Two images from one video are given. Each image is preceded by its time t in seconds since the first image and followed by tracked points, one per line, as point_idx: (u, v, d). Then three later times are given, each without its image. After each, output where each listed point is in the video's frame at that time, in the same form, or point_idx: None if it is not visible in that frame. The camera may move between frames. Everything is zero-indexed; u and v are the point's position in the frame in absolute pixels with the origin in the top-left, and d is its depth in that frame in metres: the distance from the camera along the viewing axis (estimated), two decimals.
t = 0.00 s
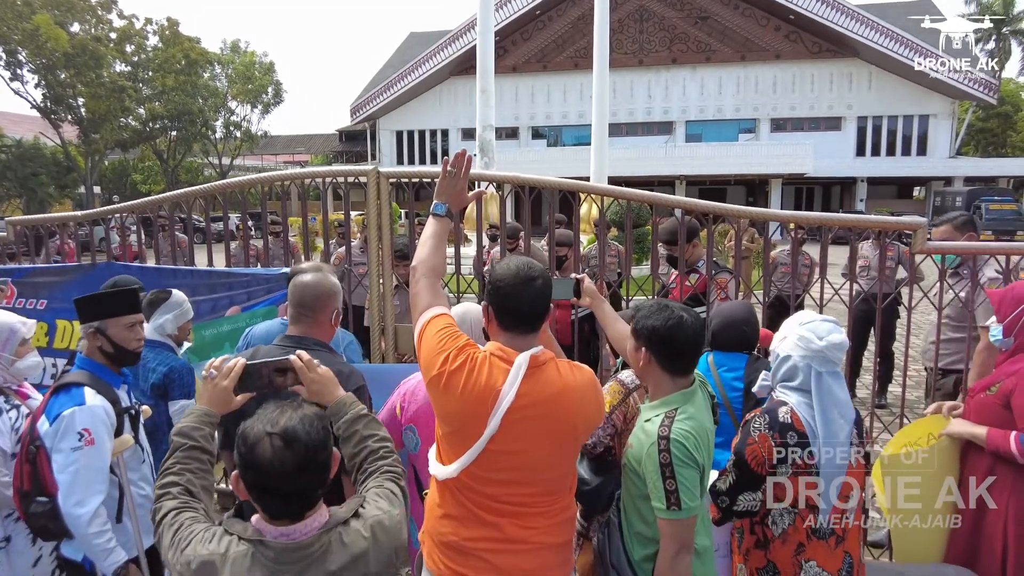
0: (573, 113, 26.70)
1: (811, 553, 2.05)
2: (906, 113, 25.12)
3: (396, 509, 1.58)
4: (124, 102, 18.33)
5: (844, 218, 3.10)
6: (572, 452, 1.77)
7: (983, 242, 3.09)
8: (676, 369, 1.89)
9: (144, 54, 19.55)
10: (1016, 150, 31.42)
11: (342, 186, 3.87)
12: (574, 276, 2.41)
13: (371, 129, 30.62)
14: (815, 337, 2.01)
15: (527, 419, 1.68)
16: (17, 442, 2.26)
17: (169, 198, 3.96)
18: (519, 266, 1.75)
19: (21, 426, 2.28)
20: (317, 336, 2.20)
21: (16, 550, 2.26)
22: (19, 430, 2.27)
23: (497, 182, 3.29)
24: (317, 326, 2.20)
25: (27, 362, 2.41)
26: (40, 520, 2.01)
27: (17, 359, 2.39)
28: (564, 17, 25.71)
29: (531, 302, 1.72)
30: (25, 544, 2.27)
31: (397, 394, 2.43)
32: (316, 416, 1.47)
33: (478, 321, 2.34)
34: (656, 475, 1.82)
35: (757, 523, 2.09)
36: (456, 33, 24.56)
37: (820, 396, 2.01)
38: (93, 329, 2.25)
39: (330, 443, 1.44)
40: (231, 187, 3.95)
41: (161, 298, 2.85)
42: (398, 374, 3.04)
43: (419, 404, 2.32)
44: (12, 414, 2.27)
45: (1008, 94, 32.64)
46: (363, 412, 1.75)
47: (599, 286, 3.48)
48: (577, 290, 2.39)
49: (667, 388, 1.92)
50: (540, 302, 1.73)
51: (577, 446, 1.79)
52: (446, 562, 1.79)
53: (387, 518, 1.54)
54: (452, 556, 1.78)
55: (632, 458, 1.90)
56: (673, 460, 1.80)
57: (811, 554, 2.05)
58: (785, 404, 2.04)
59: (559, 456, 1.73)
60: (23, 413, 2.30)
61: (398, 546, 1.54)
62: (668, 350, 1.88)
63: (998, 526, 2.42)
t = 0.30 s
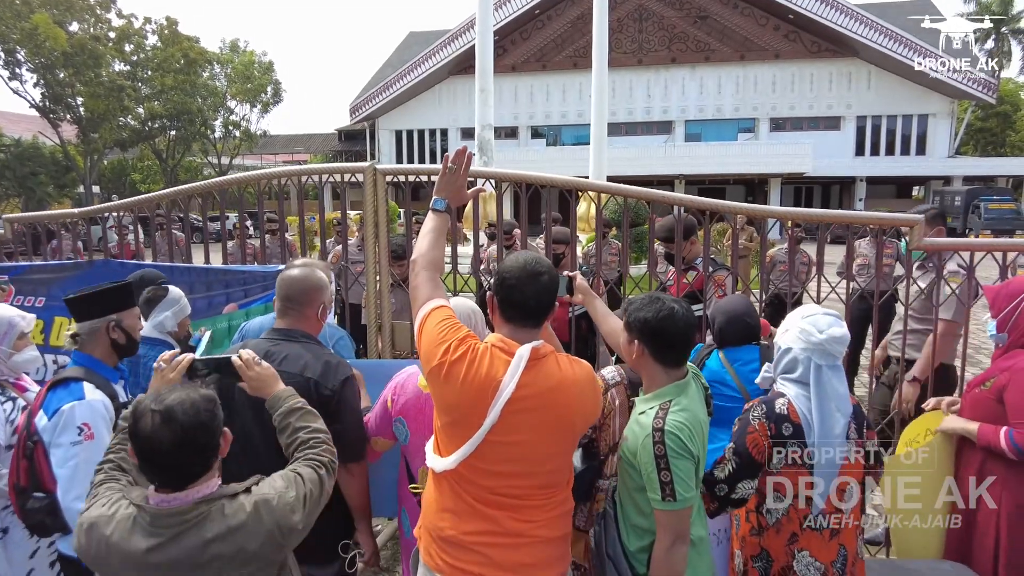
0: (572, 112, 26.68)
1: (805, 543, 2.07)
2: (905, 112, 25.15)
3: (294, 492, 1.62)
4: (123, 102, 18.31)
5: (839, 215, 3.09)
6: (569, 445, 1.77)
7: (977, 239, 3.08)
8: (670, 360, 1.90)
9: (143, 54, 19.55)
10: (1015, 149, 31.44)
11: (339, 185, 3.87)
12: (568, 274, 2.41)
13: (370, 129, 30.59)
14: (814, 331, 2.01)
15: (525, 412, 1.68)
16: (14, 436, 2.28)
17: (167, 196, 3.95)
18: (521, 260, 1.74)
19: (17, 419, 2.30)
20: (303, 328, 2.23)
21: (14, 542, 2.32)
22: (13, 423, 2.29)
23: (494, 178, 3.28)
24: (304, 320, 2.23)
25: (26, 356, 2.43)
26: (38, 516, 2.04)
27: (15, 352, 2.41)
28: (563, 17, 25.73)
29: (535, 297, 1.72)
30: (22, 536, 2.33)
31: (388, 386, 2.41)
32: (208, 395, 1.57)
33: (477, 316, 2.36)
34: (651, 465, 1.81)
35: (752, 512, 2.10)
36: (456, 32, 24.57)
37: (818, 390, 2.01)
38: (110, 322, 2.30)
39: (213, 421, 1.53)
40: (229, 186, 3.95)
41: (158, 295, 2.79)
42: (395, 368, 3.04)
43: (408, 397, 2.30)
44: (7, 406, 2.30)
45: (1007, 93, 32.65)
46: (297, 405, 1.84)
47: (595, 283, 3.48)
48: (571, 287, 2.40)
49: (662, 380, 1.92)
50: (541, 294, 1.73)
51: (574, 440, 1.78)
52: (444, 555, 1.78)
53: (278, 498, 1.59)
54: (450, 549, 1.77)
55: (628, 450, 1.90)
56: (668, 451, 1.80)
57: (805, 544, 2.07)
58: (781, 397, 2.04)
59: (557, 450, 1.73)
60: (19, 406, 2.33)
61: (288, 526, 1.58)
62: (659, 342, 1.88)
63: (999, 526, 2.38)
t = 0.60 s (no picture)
0: (573, 112, 26.68)
1: (797, 541, 2.05)
2: (906, 112, 25.14)
3: (227, 470, 1.68)
4: (124, 102, 18.32)
5: (836, 214, 3.09)
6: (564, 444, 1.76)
7: (974, 238, 3.07)
8: (667, 361, 1.90)
9: (143, 53, 19.52)
10: (1016, 149, 31.41)
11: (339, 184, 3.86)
12: (565, 274, 2.41)
13: (371, 128, 30.60)
14: (807, 330, 2.00)
15: (521, 413, 1.68)
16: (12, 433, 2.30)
17: (164, 196, 3.94)
18: (512, 261, 1.74)
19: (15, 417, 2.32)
20: (293, 328, 2.23)
21: (12, 538, 2.33)
22: (13, 420, 2.30)
23: (494, 178, 3.28)
24: (295, 320, 2.23)
25: (26, 353, 2.44)
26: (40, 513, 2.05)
27: (15, 349, 2.42)
28: (564, 16, 25.73)
29: (527, 298, 1.71)
30: (18, 532, 2.35)
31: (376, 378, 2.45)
32: (146, 371, 1.70)
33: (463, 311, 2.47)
34: (649, 466, 1.81)
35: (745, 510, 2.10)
36: (456, 32, 24.58)
37: (812, 389, 1.99)
38: (107, 321, 2.33)
39: (143, 395, 1.65)
40: (228, 186, 3.94)
41: (154, 296, 2.72)
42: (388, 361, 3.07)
43: (391, 388, 2.35)
44: (8, 403, 2.32)
45: (1008, 93, 32.61)
46: (255, 392, 1.90)
47: (592, 283, 3.47)
48: (568, 288, 2.40)
49: (659, 382, 1.92)
50: (533, 295, 1.72)
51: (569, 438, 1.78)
52: (443, 555, 1.77)
53: (206, 473, 1.66)
54: (448, 549, 1.76)
55: (626, 450, 1.89)
56: (666, 452, 1.80)
57: (796, 541, 2.05)
58: (772, 397, 2.04)
59: (553, 449, 1.73)
60: (18, 404, 2.35)
61: (215, 500, 1.65)
62: (656, 343, 1.88)
63: (996, 526, 2.36)
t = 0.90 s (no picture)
0: (575, 112, 26.65)
1: (793, 540, 2.04)
2: (909, 112, 25.09)
3: (217, 460, 1.74)
4: (127, 102, 18.35)
5: (834, 214, 3.08)
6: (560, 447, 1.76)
7: (975, 239, 3.06)
8: (669, 363, 1.89)
9: (146, 54, 19.52)
10: (1020, 149, 31.35)
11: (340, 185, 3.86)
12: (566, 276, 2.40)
13: (373, 128, 30.61)
14: (809, 331, 2.00)
15: (517, 418, 1.68)
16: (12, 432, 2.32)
17: (164, 196, 3.95)
18: (502, 265, 1.73)
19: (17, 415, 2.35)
20: (292, 328, 2.23)
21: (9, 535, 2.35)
22: (14, 418, 2.33)
23: (493, 178, 3.27)
24: (295, 319, 2.22)
25: (30, 351, 2.47)
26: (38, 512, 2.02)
27: (18, 348, 2.45)
28: (566, 16, 25.69)
29: (521, 302, 1.71)
30: (15, 529, 2.37)
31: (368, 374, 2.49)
32: (137, 366, 1.75)
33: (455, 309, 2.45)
34: (652, 468, 1.80)
35: (742, 509, 2.09)
36: (459, 32, 24.58)
37: (811, 388, 1.99)
38: (106, 322, 2.40)
39: (133, 389, 1.70)
40: (229, 186, 3.94)
41: (154, 297, 2.72)
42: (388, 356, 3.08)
43: (380, 384, 2.39)
44: (10, 401, 2.36)
45: (1011, 93, 32.55)
46: (248, 385, 1.94)
47: (591, 283, 3.45)
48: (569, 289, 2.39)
49: (661, 384, 1.92)
50: (524, 299, 1.72)
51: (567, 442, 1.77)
52: (437, 553, 1.77)
53: (196, 463, 1.72)
54: (444, 547, 1.76)
55: (627, 452, 1.89)
56: (669, 455, 1.79)
57: (793, 540, 2.04)
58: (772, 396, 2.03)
59: (549, 453, 1.73)
60: (21, 402, 2.39)
61: (205, 488, 1.70)
62: (658, 345, 1.88)
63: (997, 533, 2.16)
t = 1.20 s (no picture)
0: (577, 112, 26.63)
1: (793, 540, 2.03)
2: (912, 112, 25.05)
3: (216, 450, 1.75)
4: (130, 102, 18.39)
5: (830, 215, 3.07)
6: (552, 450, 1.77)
7: (975, 240, 3.04)
8: (668, 365, 1.89)
9: (149, 54, 19.57)
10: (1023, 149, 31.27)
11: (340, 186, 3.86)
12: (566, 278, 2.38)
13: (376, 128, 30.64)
14: (810, 330, 1.99)
15: (509, 423, 1.68)
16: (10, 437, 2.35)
17: (165, 195, 3.96)
18: (491, 268, 1.73)
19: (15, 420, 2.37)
20: (291, 328, 2.23)
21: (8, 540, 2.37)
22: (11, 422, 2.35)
23: (492, 179, 3.27)
24: (294, 320, 2.22)
25: (30, 356, 2.50)
26: (28, 514, 2.09)
27: (18, 351, 2.48)
28: (568, 16, 25.70)
29: (512, 306, 1.71)
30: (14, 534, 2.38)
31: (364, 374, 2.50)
32: (138, 361, 1.78)
33: (450, 309, 2.42)
34: (650, 472, 1.80)
35: (741, 509, 2.07)
36: (461, 32, 24.58)
37: (810, 389, 1.99)
38: (100, 323, 2.46)
39: (133, 383, 1.73)
40: (229, 186, 3.95)
41: (149, 297, 2.65)
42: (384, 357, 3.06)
43: (377, 383, 2.40)
44: (10, 406, 2.42)
45: (1014, 93, 32.47)
46: (250, 379, 1.95)
47: (590, 284, 3.45)
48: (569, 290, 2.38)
49: (659, 387, 1.91)
50: (515, 301, 1.72)
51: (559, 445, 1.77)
52: (428, 558, 1.77)
53: (196, 452, 1.74)
54: (435, 551, 1.75)
55: (625, 456, 1.89)
56: (668, 459, 1.79)
57: (792, 541, 2.03)
58: (770, 396, 2.02)
59: (543, 457, 1.74)
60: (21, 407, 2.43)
61: (204, 477, 1.72)
62: (657, 346, 1.88)
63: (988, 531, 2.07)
